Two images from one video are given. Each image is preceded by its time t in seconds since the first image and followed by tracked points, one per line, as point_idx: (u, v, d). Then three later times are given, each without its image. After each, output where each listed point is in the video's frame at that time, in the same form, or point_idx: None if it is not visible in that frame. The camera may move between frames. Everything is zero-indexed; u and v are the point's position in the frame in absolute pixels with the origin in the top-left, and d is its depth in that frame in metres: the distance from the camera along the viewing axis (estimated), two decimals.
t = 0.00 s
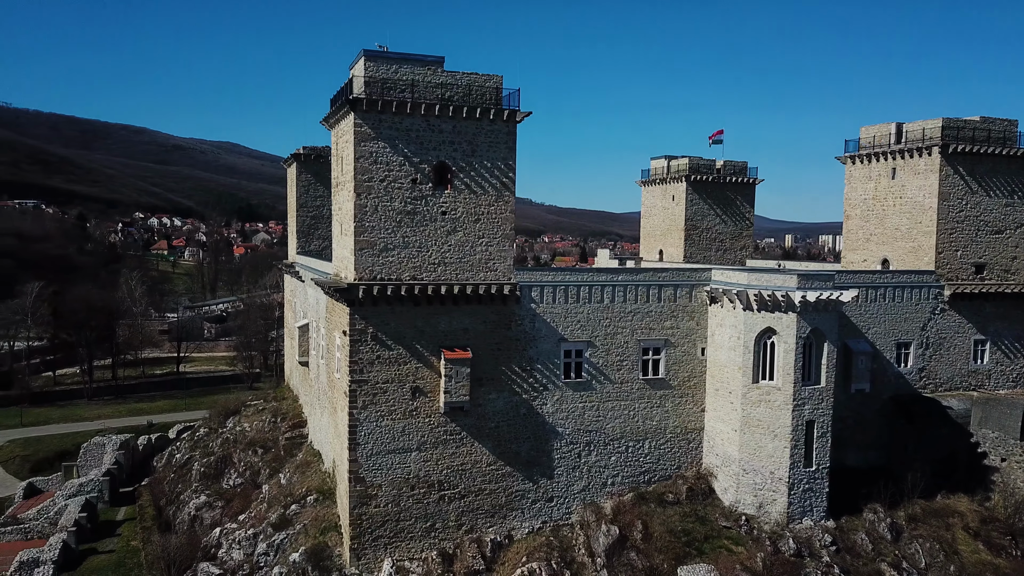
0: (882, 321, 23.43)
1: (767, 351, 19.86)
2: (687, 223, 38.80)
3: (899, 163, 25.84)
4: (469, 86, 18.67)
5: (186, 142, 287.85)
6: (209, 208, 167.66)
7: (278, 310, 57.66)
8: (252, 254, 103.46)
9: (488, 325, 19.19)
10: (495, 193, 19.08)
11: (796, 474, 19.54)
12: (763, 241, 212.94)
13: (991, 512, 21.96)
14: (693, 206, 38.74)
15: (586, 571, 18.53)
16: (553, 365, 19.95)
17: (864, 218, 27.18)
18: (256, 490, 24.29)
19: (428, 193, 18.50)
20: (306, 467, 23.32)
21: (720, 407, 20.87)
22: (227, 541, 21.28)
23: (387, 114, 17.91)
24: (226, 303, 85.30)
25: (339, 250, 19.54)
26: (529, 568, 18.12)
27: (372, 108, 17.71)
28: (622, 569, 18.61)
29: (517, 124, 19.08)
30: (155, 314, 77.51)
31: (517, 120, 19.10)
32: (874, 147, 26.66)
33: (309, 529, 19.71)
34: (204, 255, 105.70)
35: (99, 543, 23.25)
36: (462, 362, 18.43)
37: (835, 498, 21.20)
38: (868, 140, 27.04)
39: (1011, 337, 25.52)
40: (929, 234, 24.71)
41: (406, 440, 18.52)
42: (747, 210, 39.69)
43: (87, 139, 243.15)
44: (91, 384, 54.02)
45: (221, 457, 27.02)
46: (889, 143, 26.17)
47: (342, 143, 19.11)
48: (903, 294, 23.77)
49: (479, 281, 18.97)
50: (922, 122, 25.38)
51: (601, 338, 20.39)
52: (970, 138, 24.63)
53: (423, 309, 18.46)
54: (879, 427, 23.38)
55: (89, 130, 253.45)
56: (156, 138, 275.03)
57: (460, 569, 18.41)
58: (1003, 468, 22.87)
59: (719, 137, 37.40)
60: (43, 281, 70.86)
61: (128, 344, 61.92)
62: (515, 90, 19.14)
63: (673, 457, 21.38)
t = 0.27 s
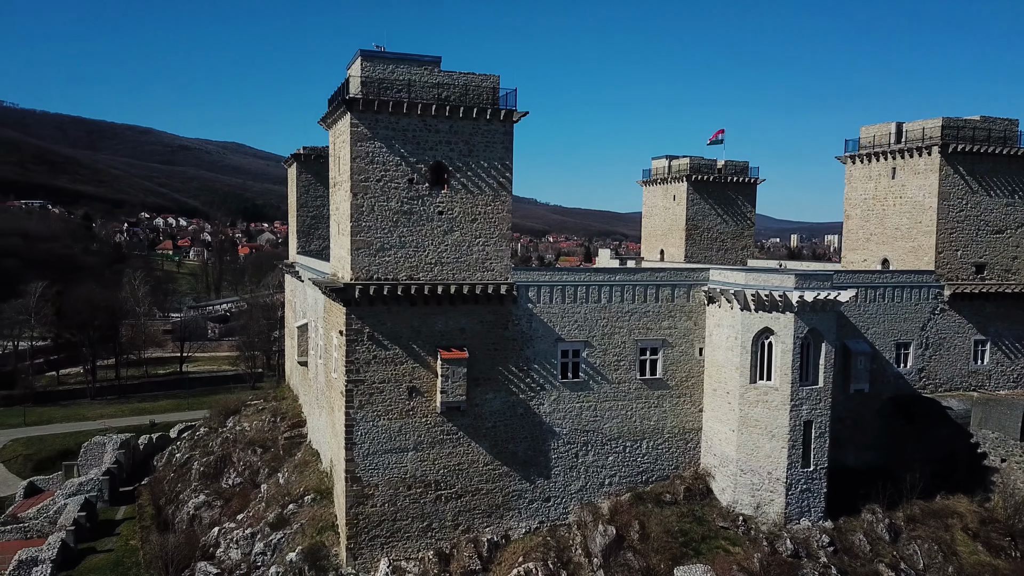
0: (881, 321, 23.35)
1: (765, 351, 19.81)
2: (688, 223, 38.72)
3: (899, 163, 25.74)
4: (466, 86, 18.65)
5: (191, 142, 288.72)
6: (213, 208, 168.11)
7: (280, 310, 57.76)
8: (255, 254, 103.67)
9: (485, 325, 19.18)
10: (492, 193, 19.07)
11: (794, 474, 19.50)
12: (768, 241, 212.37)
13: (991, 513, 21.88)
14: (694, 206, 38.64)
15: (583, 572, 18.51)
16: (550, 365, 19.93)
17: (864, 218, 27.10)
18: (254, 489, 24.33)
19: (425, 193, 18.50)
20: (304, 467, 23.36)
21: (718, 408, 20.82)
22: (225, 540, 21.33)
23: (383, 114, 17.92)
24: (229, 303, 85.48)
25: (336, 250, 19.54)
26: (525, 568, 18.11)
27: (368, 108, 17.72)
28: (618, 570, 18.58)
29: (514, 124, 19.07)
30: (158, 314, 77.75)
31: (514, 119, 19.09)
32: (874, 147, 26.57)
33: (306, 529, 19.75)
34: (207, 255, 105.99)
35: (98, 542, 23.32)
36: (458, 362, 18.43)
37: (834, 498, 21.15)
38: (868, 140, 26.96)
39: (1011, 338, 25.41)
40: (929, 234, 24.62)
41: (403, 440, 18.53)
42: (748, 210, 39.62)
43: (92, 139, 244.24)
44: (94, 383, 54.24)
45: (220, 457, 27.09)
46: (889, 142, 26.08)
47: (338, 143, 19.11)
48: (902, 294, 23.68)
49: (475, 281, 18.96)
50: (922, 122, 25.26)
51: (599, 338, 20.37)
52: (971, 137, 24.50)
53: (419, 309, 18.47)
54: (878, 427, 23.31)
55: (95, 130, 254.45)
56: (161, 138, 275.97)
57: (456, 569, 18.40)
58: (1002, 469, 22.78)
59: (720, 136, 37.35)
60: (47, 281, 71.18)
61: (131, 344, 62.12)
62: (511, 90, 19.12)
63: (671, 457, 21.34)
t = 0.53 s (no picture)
0: (880, 321, 23.26)
1: (762, 351, 19.75)
2: (688, 223, 38.61)
3: (899, 162, 25.65)
4: (462, 85, 18.64)
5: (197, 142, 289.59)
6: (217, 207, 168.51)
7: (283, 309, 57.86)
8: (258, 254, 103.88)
9: (481, 324, 19.17)
10: (489, 193, 19.04)
11: (791, 475, 19.45)
12: (773, 241, 211.69)
13: (990, 514, 21.80)
14: (694, 207, 38.51)
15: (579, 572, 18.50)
16: (547, 365, 19.91)
17: (864, 218, 27.01)
18: (253, 488, 24.37)
19: (421, 192, 18.49)
20: (302, 466, 23.37)
21: (715, 408, 20.76)
22: (223, 539, 21.37)
23: (379, 113, 17.92)
24: (232, 302, 85.68)
25: (333, 249, 19.53)
26: (521, 568, 18.10)
27: (364, 107, 17.73)
28: (614, 570, 18.56)
29: (510, 124, 19.05)
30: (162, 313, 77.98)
31: (510, 119, 19.07)
32: (874, 146, 26.49)
33: (303, 528, 19.76)
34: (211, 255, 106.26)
35: (96, 541, 23.37)
36: (454, 362, 18.42)
37: (831, 499, 21.10)
38: (868, 139, 26.87)
39: (1012, 338, 25.29)
40: (928, 234, 24.53)
41: (399, 439, 18.53)
42: (749, 209, 39.54)
43: (97, 139, 245.16)
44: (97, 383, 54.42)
45: (219, 456, 27.14)
46: (888, 142, 25.99)
47: (335, 143, 19.11)
48: (901, 293, 23.59)
49: (472, 280, 18.95)
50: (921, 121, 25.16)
51: (595, 338, 20.34)
52: (971, 136, 24.40)
53: (415, 309, 18.46)
54: (876, 427, 23.26)
55: (101, 130, 255.42)
56: (165, 138, 276.78)
57: (452, 569, 18.42)
58: (1002, 470, 22.66)
59: (721, 136, 37.29)
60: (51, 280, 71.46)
61: (134, 343, 62.31)
62: (508, 89, 19.11)
63: (668, 457, 21.30)
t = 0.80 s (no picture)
0: (879, 321, 23.17)
1: (759, 351, 19.69)
2: (689, 223, 38.51)
3: (899, 161, 25.53)
4: (458, 85, 18.63)
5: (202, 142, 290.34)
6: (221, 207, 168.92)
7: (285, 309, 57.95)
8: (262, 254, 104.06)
9: (477, 324, 19.15)
10: (485, 192, 19.02)
11: (788, 475, 19.39)
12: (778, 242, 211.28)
13: (989, 515, 21.69)
14: (695, 207, 38.39)
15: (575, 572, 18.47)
16: (543, 364, 19.88)
17: (864, 217, 26.91)
18: (251, 488, 24.40)
19: (417, 192, 18.48)
20: (299, 466, 23.39)
21: (712, 408, 20.70)
22: (220, 538, 21.40)
23: (375, 113, 17.92)
24: (235, 302, 85.85)
25: (329, 249, 19.53)
26: (517, 568, 18.08)
27: (359, 107, 17.73)
28: (610, 570, 18.52)
29: (506, 123, 19.03)
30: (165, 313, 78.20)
31: (506, 118, 19.05)
32: (874, 145, 26.37)
33: (299, 527, 19.78)
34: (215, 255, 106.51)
35: (94, 540, 23.43)
36: (450, 362, 18.40)
37: (829, 500, 21.03)
38: (868, 138, 26.76)
39: (1012, 338, 25.16)
40: (928, 233, 24.42)
41: (395, 439, 18.53)
42: (750, 209, 39.45)
43: (102, 139, 246.15)
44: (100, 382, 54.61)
45: (218, 455, 27.18)
46: (888, 141, 25.87)
47: (331, 142, 19.11)
48: (901, 293, 23.48)
49: (468, 280, 18.93)
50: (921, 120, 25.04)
51: (592, 338, 20.30)
52: (971, 136, 24.26)
53: (411, 308, 18.45)
54: (875, 427, 23.18)
55: (106, 131, 256.38)
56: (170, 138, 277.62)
57: (448, 568, 18.42)
58: (1002, 470, 22.53)
59: (722, 135, 37.20)
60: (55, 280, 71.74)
61: (137, 343, 62.50)
62: (504, 89, 19.08)
63: (666, 457, 21.25)
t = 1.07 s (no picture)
0: (877, 321, 23.09)
1: (755, 351, 19.65)
2: (690, 223, 38.41)
3: (898, 161, 25.43)
4: (453, 85, 18.63)
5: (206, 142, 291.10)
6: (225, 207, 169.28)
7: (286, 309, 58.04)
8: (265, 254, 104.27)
9: (472, 324, 19.14)
10: (480, 192, 19.02)
11: (784, 475, 19.34)
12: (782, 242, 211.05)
13: (987, 516, 21.59)
14: (695, 207, 38.29)
15: (570, 572, 18.44)
16: (538, 364, 19.87)
17: (863, 217, 26.83)
18: (248, 487, 24.43)
19: (412, 192, 18.48)
20: (296, 465, 23.40)
21: (708, 408, 20.66)
22: (217, 537, 21.43)
23: (370, 113, 17.93)
24: (237, 302, 86.03)
25: (325, 248, 19.54)
26: (511, 568, 18.05)
27: (354, 106, 17.74)
28: (605, 570, 18.49)
29: (502, 123, 19.02)
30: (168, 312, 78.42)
31: (502, 118, 19.04)
32: (873, 145, 26.28)
33: (295, 526, 19.80)
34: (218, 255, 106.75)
35: (91, 538, 23.49)
36: (445, 361, 18.39)
37: (826, 500, 20.96)
38: (867, 137, 26.67)
39: (1012, 338, 25.03)
40: (926, 233, 24.34)
41: (390, 439, 18.53)
42: (751, 209, 39.37)
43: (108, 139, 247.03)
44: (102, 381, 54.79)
45: (216, 455, 27.24)
46: (887, 140, 25.77)
47: (326, 142, 19.12)
48: (899, 293, 23.40)
49: (463, 280, 18.93)
50: (920, 119, 24.93)
51: (588, 337, 20.28)
52: (970, 135, 24.15)
53: (406, 308, 18.45)
54: (873, 428, 23.12)
55: (111, 131, 257.24)
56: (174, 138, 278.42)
57: (443, 568, 18.41)
58: (1000, 471, 22.40)
59: (723, 135, 37.14)
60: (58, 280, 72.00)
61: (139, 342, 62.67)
62: (499, 89, 19.07)
63: (662, 457, 21.22)
